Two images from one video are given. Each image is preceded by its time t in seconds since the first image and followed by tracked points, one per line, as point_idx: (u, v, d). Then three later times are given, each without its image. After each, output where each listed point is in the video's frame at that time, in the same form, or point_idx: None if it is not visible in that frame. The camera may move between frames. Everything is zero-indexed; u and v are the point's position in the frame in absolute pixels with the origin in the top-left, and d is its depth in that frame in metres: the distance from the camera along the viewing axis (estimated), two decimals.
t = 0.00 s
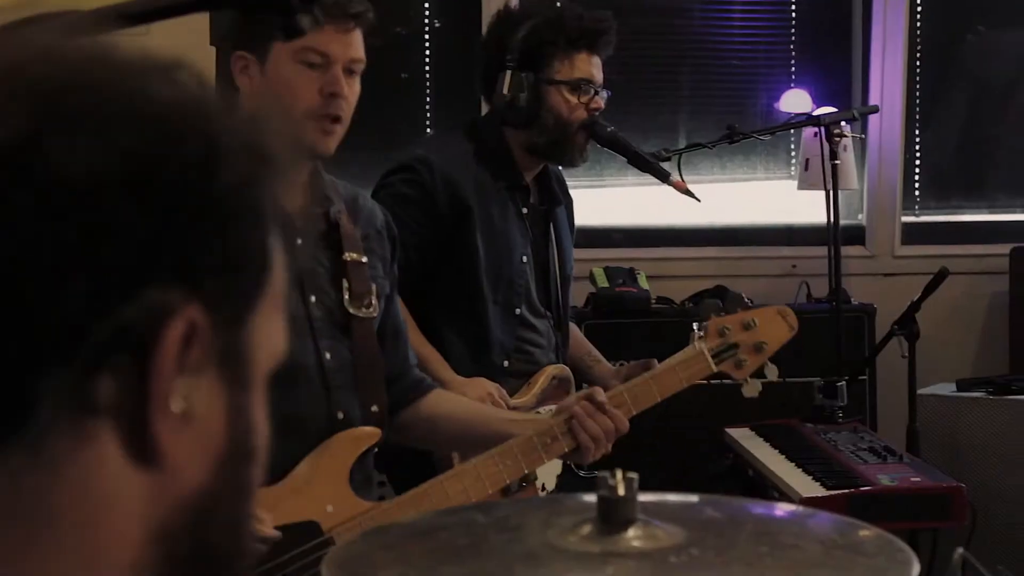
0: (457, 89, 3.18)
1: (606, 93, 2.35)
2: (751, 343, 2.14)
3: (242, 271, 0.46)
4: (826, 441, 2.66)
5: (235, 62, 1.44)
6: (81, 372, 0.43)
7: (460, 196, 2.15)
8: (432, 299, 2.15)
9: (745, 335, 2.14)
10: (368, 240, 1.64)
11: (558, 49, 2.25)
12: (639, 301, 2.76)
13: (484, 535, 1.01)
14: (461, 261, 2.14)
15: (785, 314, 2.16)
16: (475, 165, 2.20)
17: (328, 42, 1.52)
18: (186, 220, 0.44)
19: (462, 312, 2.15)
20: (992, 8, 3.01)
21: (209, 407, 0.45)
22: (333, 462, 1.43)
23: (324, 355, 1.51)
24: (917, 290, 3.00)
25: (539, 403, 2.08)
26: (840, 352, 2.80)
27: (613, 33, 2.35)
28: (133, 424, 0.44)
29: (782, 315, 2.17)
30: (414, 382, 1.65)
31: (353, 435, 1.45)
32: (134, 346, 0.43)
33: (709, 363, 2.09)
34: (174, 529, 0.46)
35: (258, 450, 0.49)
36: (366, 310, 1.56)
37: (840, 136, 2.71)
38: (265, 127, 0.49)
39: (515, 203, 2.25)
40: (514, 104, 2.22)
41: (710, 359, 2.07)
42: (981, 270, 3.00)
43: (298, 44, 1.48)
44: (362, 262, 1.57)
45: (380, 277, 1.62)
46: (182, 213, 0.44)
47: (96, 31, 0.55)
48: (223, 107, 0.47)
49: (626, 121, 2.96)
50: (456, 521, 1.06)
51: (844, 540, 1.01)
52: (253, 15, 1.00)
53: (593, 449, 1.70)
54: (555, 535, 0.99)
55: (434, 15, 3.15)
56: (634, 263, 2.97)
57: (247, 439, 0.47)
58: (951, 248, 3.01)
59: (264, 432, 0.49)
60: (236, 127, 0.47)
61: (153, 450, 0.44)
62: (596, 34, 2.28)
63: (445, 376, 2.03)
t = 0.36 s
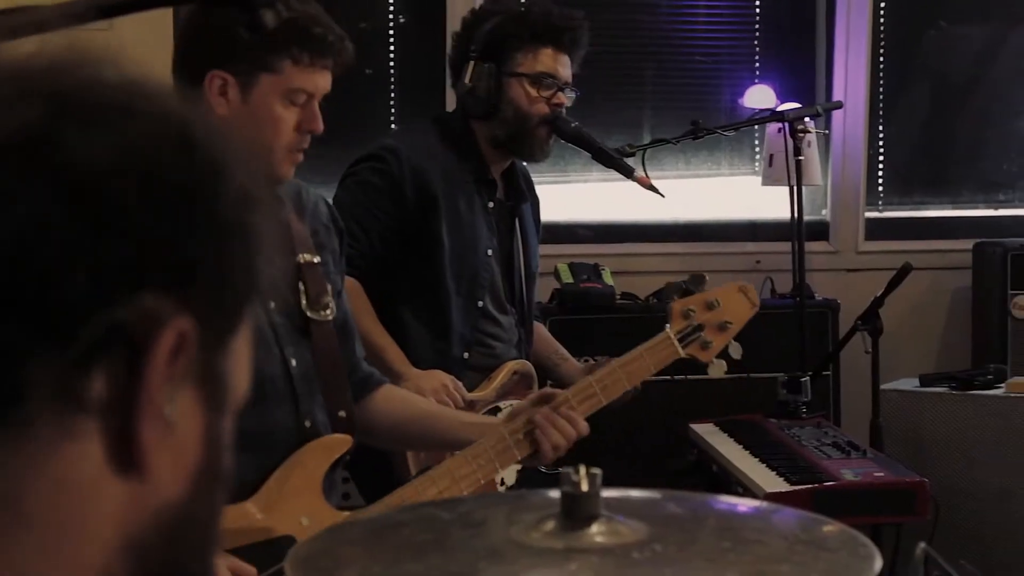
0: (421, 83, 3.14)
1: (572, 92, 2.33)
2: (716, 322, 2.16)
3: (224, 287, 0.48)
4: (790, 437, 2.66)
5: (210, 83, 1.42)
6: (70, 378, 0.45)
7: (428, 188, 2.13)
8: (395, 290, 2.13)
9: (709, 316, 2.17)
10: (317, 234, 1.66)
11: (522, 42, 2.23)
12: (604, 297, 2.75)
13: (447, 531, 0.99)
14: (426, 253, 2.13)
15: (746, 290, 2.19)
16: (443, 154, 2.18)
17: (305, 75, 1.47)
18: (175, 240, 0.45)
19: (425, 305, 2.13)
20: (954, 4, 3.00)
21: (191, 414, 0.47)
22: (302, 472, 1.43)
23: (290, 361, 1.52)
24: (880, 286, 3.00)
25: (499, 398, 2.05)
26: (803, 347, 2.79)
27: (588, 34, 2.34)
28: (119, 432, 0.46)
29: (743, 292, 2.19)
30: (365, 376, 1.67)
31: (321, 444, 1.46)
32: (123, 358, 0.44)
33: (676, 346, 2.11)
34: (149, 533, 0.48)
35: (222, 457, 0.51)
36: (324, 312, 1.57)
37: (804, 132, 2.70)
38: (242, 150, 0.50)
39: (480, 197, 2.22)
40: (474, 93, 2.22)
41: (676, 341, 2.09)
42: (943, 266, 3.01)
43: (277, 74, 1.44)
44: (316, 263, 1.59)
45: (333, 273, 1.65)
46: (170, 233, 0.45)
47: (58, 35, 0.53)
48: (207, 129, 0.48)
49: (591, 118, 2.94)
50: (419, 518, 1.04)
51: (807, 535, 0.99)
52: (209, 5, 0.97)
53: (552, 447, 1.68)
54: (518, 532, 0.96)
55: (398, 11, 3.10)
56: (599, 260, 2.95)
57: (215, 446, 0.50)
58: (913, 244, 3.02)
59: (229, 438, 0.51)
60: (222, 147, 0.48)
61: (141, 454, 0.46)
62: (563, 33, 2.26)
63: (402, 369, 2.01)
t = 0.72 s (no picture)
0: (382, 80, 3.10)
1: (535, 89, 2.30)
2: (675, 332, 2.18)
3: (168, 269, 0.47)
4: (752, 436, 2.66)
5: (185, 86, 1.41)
6: (17, 373, 0.44)
7: (390, 189, 2.10)
8: (361, 291, 2.11)
9: (668, 324, 2.18)
10: (270, 239, 1.62)
11: (485, 41, 2.21)
12: (567, 296, 2.73)
13: (409, 529, 0.97)
14: (391, 255, 2.09)
15: (705, 297, 2.19)
16: (403, 157, 2.15)
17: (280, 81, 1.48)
18: (118, 224, 0.44)
19: (391, 307, 2.10)
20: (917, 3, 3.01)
21: (138, 404, 0.46)
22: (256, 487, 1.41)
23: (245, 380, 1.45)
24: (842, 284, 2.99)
25: (468, 397, 2.05)
26: (766, 346, 2.78)
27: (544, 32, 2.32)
28: (64, 425, 0.45)
29: (701, 298, 2.20)
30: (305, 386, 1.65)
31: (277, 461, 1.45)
32: (67, 349, 0.44)
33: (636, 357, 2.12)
34: (102, 526, 0.47)
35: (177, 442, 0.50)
36: (278, 323, 1.53)
37: (767, 130, 2.70)
38: (189, 126, 0.48)
39: (443, 197, 2.20)
40: (439, 94, 2.17)
41: (635, 353, 2.11)
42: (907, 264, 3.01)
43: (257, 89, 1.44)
44: (270, 274, 1.54)
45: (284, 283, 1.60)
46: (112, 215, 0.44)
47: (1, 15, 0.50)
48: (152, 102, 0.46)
49: (555, 116, 2.91)
50: (381, 517, 1.01)
51: (770, 534, 0.98)
52: None
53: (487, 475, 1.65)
54: (481, 531, 0.94)
55: (362, 8, 3.07)
56: (562, 258, 2.93)
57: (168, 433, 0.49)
58: (876, 241, 3.03)
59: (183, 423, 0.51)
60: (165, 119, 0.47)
61: (85, 450, 0.45)
62: (526, 31, 2.24)
63: (373, 370, 1.98)
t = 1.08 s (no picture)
0: (356, 79, 3.08)
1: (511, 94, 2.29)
2: (647, 320, 2.18)
3: (132, 239, 0.41)
4: (727, 436, 2.66)
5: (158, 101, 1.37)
6: None
7: (366, 187, 2.09)
8: (334, 289, 2.09)
9: (641, 312, 2.18)
10: (236, 245, 1.61)
11: (457, 43, 2.19)
12: (542, 297, 2.73)
13: (383, 532, 0.95)
14: (365, 253, 2.08)
15: (675, 282, 2.19)
16: (381, 155, 2.13)
17: (240, 75, 1.49)
18: (68, 192, 0.39)
19: (364, 304, 2.08)
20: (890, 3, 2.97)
21: (99, 383, 0.40)
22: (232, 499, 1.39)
23: (213, 391, 1.47)
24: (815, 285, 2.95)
25: (439, 397, 2.03)
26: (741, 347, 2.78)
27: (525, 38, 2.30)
28: (18, 415, 0.39)
29: (672, 284, 2.20)
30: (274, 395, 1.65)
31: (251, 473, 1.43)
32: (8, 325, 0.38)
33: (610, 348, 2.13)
34: (71, 515, 0.42)
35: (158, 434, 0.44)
36: (246, 331, 1.54)
37: (742, 132, 2.70)
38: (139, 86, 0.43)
39: (418, 197, 2.19)
40: (411, 93, 2.17)
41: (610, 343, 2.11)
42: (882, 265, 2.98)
43: (218, 82, 1.46)
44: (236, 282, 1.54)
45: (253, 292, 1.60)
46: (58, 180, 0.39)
47: None
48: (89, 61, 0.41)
49: (529, 117, 2.89)
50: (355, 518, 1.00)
51: (745, 535, 0.97)
52: None
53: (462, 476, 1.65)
54: (456, 532, 0.93)
55: (336, 10, 3.05)
56: (537, 259, 2.90)
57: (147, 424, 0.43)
58: (849, 239, 3.00)
59: (166, 414, 0.45)
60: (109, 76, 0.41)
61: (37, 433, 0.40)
62: (500, 32, 2.22)
63: (343, 369, 1.96)
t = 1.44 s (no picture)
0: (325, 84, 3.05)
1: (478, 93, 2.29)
2: (605, 350, 2.18)
3: (80, 280, 0.45)
4: (700, 438, 2.66)
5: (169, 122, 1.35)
6: None
7: (335, 199, 2.07)
8: (306, 300, 2.08)
9: (598, 342, 2.19)
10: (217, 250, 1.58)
11: (433, 48, 2.19)
12: (516, 299, 2.72)
13: (355, 533, 0.94)
14: (336, 264, 2.07)
15: (633, 315, 2.21)
16: (347, 167, 2.11)
17: (243, 98, 1.46)
18: (21, 244, 0.44)
19: (338, 314, 2.08)
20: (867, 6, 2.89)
21: (40, 417, 0.45)
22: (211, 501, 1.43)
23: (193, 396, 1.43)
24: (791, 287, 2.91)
25: (417, 402, 2.03)
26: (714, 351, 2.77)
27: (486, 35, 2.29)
28: None
29: (629, 316, 2.21)
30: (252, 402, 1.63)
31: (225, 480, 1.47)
32: None
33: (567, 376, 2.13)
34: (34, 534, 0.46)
35: (135, 455, 0.48)
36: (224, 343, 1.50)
37: (714, 134, 2.70)
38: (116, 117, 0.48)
39: (387, 204, 2.18)
40: (386, 103, 2.14)
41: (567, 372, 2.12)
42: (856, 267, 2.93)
43: (223, 106, 1.43)
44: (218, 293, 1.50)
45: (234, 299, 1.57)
46: (15, 215, 0.44)
47: None
48: (71, 109, 0.47)
49: (502, 120, 2.87)
50: (327, 520, 0.98)
51: (716, 536, 0.96)
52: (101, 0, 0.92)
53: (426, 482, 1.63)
54: (428, 534, 0.92)
55: (309, 13, 3.03)
56: (510, 262, 2.88)
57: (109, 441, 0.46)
58: (825, 244, 2.93)
59: (143, 434, 0.48)
60: (78, 112, 0.47)
61: None
62: (470, 34, 2.22)
63: (326, 378, 1.95)
